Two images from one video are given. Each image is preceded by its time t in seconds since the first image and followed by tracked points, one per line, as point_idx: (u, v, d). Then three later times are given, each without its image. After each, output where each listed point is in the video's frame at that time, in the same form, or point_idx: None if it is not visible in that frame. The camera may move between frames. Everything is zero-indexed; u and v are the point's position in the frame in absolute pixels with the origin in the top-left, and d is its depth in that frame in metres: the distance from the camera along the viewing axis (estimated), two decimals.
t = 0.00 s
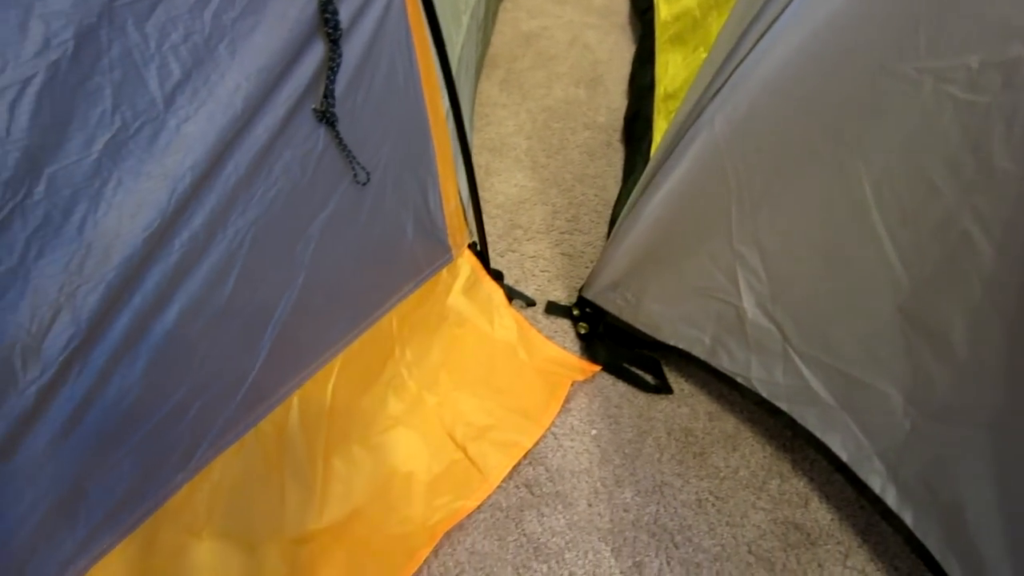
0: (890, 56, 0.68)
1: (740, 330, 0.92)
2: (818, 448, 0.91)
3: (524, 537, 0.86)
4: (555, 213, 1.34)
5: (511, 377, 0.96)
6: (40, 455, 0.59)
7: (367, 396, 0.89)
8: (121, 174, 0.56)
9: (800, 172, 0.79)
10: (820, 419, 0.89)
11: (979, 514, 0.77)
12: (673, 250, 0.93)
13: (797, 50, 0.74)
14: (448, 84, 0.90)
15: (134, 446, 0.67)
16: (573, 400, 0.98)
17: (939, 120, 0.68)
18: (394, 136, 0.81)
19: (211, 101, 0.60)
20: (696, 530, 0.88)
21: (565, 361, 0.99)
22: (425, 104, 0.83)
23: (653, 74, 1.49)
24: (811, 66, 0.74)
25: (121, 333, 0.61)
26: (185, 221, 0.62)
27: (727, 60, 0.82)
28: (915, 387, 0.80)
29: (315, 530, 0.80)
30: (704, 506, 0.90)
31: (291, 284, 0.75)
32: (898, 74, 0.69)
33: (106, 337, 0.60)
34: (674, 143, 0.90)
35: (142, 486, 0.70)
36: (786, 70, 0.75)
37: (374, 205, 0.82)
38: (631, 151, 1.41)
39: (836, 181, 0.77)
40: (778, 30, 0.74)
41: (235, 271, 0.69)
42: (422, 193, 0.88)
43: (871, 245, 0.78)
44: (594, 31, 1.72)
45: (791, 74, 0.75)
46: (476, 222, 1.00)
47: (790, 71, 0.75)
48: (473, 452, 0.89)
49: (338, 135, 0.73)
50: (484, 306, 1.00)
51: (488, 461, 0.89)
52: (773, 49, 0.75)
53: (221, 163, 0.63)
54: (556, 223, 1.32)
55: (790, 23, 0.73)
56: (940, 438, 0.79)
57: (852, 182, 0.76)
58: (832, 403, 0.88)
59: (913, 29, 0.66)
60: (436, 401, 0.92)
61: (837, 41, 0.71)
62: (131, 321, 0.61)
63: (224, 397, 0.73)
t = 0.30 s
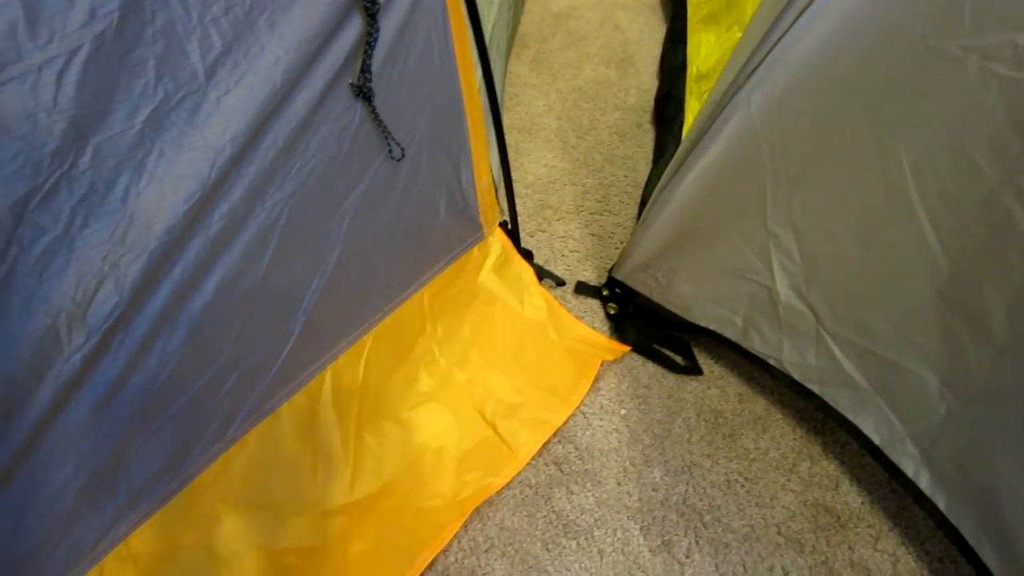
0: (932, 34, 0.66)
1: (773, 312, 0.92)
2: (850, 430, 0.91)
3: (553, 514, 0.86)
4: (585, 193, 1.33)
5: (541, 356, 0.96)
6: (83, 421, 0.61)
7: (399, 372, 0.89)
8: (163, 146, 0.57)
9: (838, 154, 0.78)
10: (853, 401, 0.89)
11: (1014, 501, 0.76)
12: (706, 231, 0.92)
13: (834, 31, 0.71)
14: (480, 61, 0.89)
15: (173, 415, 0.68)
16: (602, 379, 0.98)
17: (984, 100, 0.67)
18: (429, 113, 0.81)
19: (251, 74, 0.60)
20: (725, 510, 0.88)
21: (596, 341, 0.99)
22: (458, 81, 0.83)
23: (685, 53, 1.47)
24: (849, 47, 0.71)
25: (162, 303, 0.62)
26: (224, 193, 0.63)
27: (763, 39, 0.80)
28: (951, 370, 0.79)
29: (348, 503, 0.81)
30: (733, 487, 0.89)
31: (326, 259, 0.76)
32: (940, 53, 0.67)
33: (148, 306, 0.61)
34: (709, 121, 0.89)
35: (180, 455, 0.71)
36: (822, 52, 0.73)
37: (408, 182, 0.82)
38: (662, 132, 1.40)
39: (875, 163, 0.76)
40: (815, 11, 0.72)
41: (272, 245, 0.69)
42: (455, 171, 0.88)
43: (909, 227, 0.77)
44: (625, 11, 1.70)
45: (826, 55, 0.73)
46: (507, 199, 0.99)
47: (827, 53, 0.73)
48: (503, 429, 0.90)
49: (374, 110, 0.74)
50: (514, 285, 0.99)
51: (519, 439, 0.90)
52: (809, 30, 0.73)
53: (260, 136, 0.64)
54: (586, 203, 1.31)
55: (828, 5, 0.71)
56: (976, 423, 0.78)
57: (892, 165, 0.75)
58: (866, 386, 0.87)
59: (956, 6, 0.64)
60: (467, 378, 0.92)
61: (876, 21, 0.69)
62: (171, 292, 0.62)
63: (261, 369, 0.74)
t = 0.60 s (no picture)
0: (985, 9, 0.65)
1: (810, 293, 0.91)
2: (886, 413, 0.90)
3: (584, 490, 0.86)
4: (618, 173, 1.33)
5: (574, 333, 0.96)
6: (127, 385, 0.62)
7: (433, 346, 0.90)
8: (209, 113, 0.57)
9: (882, 133, 0.76)
10: (889, 384, 0.88)
11: None
12: (742, 210, 0.92)
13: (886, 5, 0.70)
14: (518, 35, 0.89)
15: (213, 382, 0.69)
16: (635, 358, 0.98)
17: None
18: (468, 86, 0.81)
19: (295, 42, 0.60)
20: (758, 490, 0.87)
21: (629, 319, 0.99)
22: (498, 54, 0.82)
23: (720, 32, 1.45)
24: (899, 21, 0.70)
25: (205, 270, 0.62)
26: (266, 162, 0.63)
27: (808, 15, 0.78)
28: (993, 354, 0.78)
29: (380, 474, 0.81)
30: (766, 467, 0.89)
31: (364, 231, 0.76)
32: (992, 29, 0.65)
33: (191, 273, 0.61)
34: (750, 99, 0.88)
35: (220, 422, 0.72)
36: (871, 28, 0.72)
37: (446, 155, 0.82)
38: (696, 112, 1.39)
39: (919, 142, 0.74)
40: None
41: (313, 214, 0.70)
42: (492, 146, 0.88)
43: (953, 208, 0.75)
44: None
45: (872, 32, 0.72)
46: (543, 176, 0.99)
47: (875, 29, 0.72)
48: (535, 405, 0.90)
49: (414, 82, 0.74)
50: (548, 262, 0.99)
51: (551, 415, 0.90)
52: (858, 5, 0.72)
53: (303, 106, 0.64)
54: (619, 183, 1.31)
55: None
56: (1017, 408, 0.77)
57: (937, 144, 0.73)
58: (904, 368, 0.86)
59: None
60: (499, 354, 0.92)
61: None
62: (215, 259, 0.62)
63: (300, 338, 0.75)
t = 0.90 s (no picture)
0: None
1: (841, 275, 0.90)
2: (916, 399, 0.88)
3: (609, 467, 0.86)
4: (646, 154, 1.31)
5: (600, 312, 0.96)
6: (160, 350, 0.62)
7: (459, 321, 0.89)
8: (244, 79, 0.57)
9: (920, 113, 0.75)
10: (920, 369, 0.87)
11: None
12: (774, 190, 0.90)
13: None
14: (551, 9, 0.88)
15: (243, 350, 0.69)
16: (661, 338, 0.97)
17: None
18: (500, 60, 0.80)
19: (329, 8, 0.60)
20: (784, 472, 0.87)
21: (656, 299, 0.98)
22: (530, 28, 0.81)
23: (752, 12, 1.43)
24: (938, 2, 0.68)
25: (238, 237, 0.62)
26: (300, 130, 0.63)
27: None
28: None
29: (406, 446, 0.81)
30: (792, 449, 0.88)
31: (394, 202, 0.76)
32: None
33: (224, 240, 0.62)
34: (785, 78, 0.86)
35: (249, 390, 0.72)
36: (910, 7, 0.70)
37: (476, 129, 0.82)
38: (726, 93, 1.37)
39: (958, 124, 0.73)
40: None
41: (344, 184, 0.70)
42: (522, 121, 0.87)
43: (993, 190, 0.74)
44: None
45: (913, 9, 0.70)
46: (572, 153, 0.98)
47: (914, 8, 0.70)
48: (561, 382, 0.90)
49: (447, 53, 0.73)
50: (576, 240, 0.98)
51: (577, 393, 0.89)
52: None
53: (336, 74, 0.64)
54: (646, 164, 1.29)
55: None
56: None
57: (975, 126, 0.72)
58: (935, 353, 0.85)
59: None
60: (525, 331, 0.92)
61: None
62: (247, 225, 0.63)
63: (329, 308, 0.75)
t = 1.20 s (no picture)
0: None
1: (875, 256, 0.88)
2: (950, 382, 0.87)
3: (637, 446, 0.86)
4: (675, 133, 1.30)
5: (628, 290, 0.95)
6: (195, 320, 0.62)
7: (487, 298, 0.89)
8: (279, 48, 0.57)
9: (960, 91, 0.73)
10: (955, 352, 0.85)
11: None
12: (808, 168, 0.89)
13: None
14: None
15: (274, 322, 0.69)
16: (690, 317, 0.96)
17: None
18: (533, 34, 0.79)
19: None
20: (813, 454, 0.86)
21: (686, 278, 0.97)
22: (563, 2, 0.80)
23: None
24: None
25: (272, 208, 0.62)
26: (333, 101, 0.63)
27: None
28: None
29: (433, 421, 0.82)
30: (822, 431, 0.88)
31: (425, 176, 0.76)
32: None
33: (258, 210, 0.61)
34: (819, 54, 0.85)
35: (280, 362, 0.73)
36: None
37: (506, 104, 0.81)
38: (756, 72, 1.35)
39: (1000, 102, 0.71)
40: None
41: (376, 157, 0.69)
42: (553, 97, 0.86)
43: None
44: None
45: None
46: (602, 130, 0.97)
47: None
48: (589, 361, 0.89)
49: (480, 25, 0.72)
50: (605, 218, 0.97)
51: (605, 371, 0.89)
52: None
53: (370, 45, 0.63)
54: (675, 143, 1.28)
55: None
56: None
57: (1022, 104, 0.69)
58: (971, 336, 0.84)
59: None
60: (553, 309, 0.91)
61: None
62: (281, 196, 0.62)
63: (360, 281, 0.76)
